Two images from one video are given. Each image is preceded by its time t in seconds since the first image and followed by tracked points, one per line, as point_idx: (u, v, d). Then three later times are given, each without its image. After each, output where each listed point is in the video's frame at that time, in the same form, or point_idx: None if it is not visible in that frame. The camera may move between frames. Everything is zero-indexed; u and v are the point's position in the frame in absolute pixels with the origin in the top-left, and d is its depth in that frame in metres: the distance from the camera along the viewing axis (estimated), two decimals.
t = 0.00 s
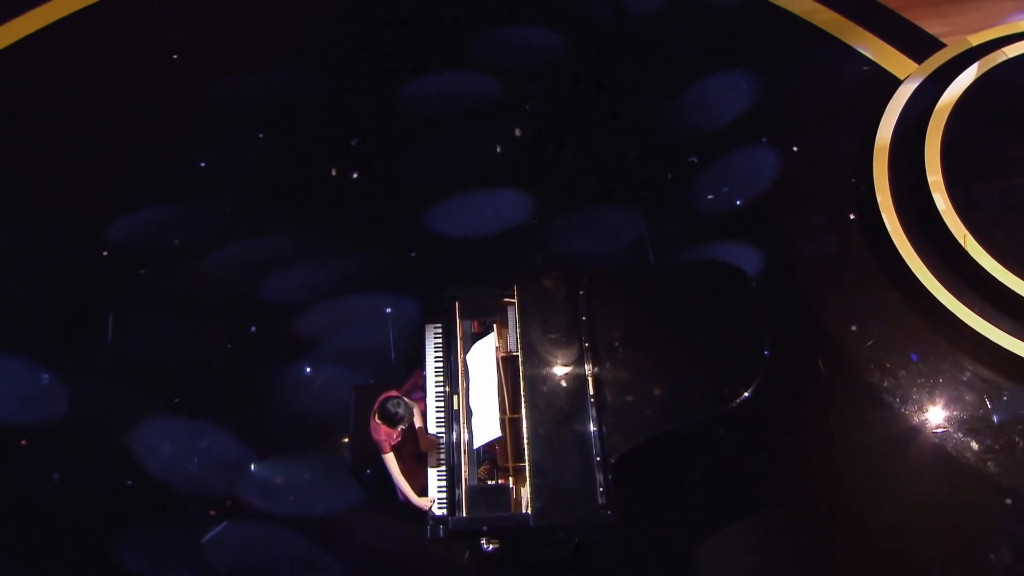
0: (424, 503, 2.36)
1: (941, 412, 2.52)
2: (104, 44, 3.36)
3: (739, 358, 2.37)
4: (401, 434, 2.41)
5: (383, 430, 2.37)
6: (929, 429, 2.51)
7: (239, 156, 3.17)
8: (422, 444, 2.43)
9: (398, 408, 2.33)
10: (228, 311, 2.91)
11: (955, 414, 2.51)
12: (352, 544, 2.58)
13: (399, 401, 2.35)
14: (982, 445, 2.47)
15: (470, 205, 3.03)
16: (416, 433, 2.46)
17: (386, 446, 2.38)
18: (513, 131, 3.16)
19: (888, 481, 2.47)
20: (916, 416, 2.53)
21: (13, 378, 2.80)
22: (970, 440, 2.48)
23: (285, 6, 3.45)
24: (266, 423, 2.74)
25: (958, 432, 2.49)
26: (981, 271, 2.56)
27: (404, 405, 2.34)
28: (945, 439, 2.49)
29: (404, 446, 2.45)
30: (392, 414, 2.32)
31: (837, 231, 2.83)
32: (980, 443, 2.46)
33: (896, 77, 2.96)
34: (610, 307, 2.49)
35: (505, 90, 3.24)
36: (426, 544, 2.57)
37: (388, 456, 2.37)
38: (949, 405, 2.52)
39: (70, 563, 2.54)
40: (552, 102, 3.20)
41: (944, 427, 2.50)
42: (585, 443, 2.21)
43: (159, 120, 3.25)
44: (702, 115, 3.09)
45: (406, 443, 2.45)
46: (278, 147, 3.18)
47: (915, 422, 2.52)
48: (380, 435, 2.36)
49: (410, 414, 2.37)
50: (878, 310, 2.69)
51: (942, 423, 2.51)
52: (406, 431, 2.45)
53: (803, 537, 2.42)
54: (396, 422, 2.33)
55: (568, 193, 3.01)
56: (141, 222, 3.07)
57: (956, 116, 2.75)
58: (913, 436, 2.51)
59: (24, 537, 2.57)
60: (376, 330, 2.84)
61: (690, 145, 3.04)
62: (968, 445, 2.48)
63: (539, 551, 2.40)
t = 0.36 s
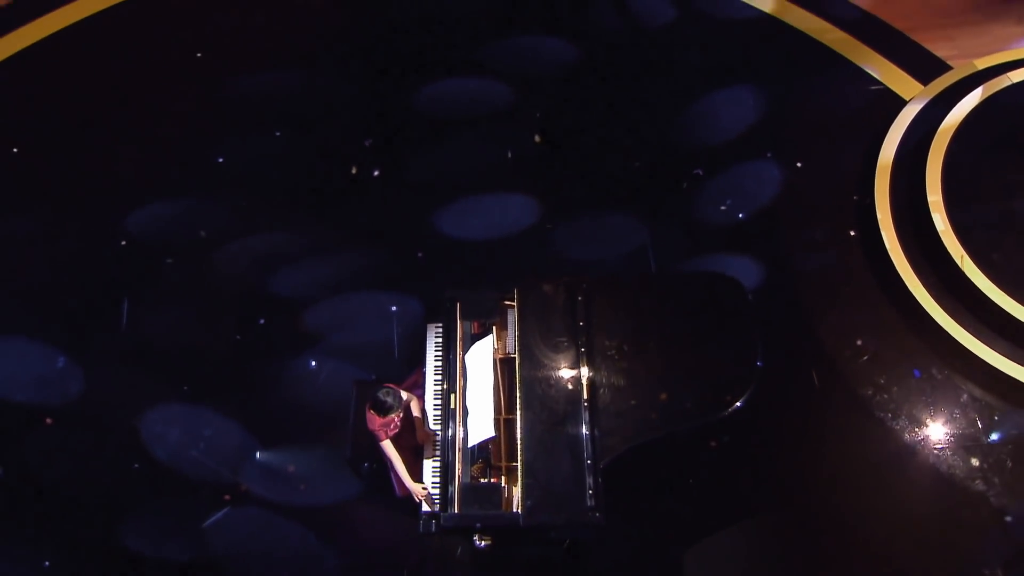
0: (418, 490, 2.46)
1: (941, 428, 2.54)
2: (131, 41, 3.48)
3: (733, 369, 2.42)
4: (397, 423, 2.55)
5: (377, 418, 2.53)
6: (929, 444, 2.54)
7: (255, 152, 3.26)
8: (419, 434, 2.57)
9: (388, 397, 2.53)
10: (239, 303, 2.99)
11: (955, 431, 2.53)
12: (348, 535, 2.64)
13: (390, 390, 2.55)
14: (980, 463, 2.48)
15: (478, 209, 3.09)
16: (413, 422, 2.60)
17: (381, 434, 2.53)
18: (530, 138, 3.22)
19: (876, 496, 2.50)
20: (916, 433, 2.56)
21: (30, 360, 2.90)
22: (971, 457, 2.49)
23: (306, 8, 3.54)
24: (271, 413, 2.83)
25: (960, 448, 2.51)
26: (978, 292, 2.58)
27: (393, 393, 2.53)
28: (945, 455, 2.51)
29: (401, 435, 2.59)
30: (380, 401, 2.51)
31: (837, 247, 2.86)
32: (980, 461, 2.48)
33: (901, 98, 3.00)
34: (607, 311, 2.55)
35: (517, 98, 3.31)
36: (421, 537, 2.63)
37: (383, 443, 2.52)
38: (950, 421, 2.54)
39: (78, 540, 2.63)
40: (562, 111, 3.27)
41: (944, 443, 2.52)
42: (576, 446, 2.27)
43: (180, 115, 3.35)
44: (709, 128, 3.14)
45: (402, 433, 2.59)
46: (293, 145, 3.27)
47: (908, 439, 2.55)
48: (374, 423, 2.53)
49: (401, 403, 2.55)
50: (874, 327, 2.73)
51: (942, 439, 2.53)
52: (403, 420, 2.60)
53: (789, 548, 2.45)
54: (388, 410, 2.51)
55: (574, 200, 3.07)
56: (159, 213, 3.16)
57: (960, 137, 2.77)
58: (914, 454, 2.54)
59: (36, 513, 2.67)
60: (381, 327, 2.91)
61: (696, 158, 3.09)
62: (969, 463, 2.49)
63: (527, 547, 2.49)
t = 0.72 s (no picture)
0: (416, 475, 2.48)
1: (940, 446, 2.57)
2: (156, 40, 3.59)
3: (724, 381, 2.47)
4: (394, 415, 2.59)
5: (373, 412, 2.57)
6: (927, 462, 2.56)
7: (271, 153, 3.36)
8: (416, 426, 2.58)
9: (382, 392, 2.56)
10: (249, 298, 3.09)
11: (956, 449, 2.56)
12: (344, 527, 2.72)
13: (382, 384, 2.59)
14: (979, 482, 2.51)
15: (484, 215, 3.16)
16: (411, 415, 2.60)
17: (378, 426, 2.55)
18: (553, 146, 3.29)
19: (863, 513, 2.53)
20: (917, 450, 2.58)
21: (46, 345, 3.01)
22: (971, 476, 2.52)
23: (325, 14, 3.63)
24: (274, 406, 2.90)
25: (961, 466, 2.54)
26: (970, 315, 2.61)
27: (386, 388, 2.56)
28: (945, 473, 2.54)
29: (399, 427, 2.59)
30: (373, 395, 2.55)
31: (834, 266, 2.91)
32: (979, 480, 2.51)
33: (904, 121, 3.04)
34: (604, 318, 2.61)
35: (526, 107, 3.39)
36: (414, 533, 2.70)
37: (377, 434, 2.54)
38: (949, 440, 2.57)
39: (85, 522, 2.73)
40: (570, 123, 3.34)
41: (944, 462, 2.55)
42: (568, 449, 2.34)
43: (200, 113, 3.45)
44: (714, 144, 3.19)
45: (400, 425, 2.60)
46: (308, 146, 3.37)
47: (898, 456, 2.59)
48: (370, 417, 2.56)
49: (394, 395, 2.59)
50: (868, 345, 2.77)
51: (941, 457, 2.56)
52: (398, 412, 2.61)
53: (774, 560, 2.49)
54: (382, 404, 2.55)
55: (578, 210, 3.13)
56: (175, 208, 3.27)
57: (959, 162, 2.81)
58: (919, 473, 2.55)
59: (47, 493, 2.77)
60: (385, 326, 3.00)
61: (699, 172, 3.15)
62: (968, 482, 2.52)
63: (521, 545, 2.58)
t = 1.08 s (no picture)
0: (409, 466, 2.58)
1: (938, 464, 2.60)
2: (180, 43, 3.72)
3: (716, 392, 2.52)
4: (388, 408, 2.69)
5: (368, 409, 2.66)
6: (925, 479, 2.59)
7: (285, 155, 3.45)
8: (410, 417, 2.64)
9: (375, 388, 2.62)
10: (258, 295, 3.17)
11: (952, 467, 2.58)
12: (339, 520, 2.78)
13: (373, 381, 2.64)
14: (972, 499, 2.54)
15: (489, 222, 3.24)
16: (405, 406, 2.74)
17: (375, 421, 2.67)
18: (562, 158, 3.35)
19: (850, 528, 2.56)
20: (914, 468, 2.61)
21: (60, 334, 3.11)
22: (965, 494, 2.55)
23: (343, 23, 3.75)
24: (277, 401, 2.98)
25: (956, 485, 2.56)
26: (962, 336, 2.65)
27: (376, 384, 2.61)
28: (943, 490, 2.56)
29: (394, 421, 2.71)
30: (367, 393, 2.61)
31: (831, 283, 2.95)
32: (971, 498, 2.54)
33: (904, 143, 3.07)
34: (600, 327, 2.68)
35: (535, 119, 3.46)
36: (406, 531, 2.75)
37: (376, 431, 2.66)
38: (947, 457, 2.60)
39: (90, 506, 2.81)
40: (576, 135, 3.40)
41: (941, 480, 2.58)
42: (559, 454, 2.39)
43: (218, 115, 3.56)
44: (716, 161, 3.25)
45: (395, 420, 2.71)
46: (320, 150, 3.46)
47: (886, 472, 2.62)
48: (366, 413, 2.66)
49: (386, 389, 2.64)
50: (860, 363, 2.81)
51: (938, 475, 2.58)
52: (393, 404, 2.73)
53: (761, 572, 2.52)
54: (377, 400, 2.62)
55: (582, 220, 3.20)
56: (190, 205, 3.37)
57: (957, 185, 2.85)
58: (912, 489, 2.59)
59: (56, 477, 2.86)
60: (388, 327, 3.06)
61: (701, 187, 3.21)
62: (961, 499, 2.54)
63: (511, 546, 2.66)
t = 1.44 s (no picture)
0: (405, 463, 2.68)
1: (935, 481, 2.62)
2: (201, 48, 3.84)
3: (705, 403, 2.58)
4: (384, 402, 2.82)
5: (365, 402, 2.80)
6: (922, 497, 2.61)
7: (298, 158, 3.55)
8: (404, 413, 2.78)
9: (371, 381, 2.76)
10: (266, 293, 3.26)
11: (949, 484, 2.61)
12: (337, 515, 2.86)
13: (371, 375, 2.79)
14: (957, 519, 2.56)
15: (492, 229, 3.31)
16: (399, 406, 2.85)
17: (372, 415, 2.79)
18: (575, 168, 3.42)
19: (836, 542, 2.60)
20: (911, 484, 2.64)
21: (75, 324, 3.21)
22: (952, 514, 2.57)
23: (359, 32, 3.84)
24: (281, 397, 3.06)
25: (948, 503, 2.59)
26: (954, 356, 2.69)
27: (374, 376, 2.76)
28: (938, 507, 2.58)
29: (389, 414, 2.83)
30: (364, 385, 2.75)
31: (826, 300, 3.00)
32: (958, 517, 2.56)
33: (904, 164, 3.11)
34: (594, 335, 2.73)
35: (541, 130, 3.54)
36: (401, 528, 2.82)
37: (373, 424, 2.77)
38: (944, 475, 2.63)
39: (96, 493, 2.90)
40: (581, 147, 3.47)
41: (937, 497, 2.60)
42: (550, 458, 2.47)
43: (234, 118, 3.67)
44: (718, 176, 3.31)
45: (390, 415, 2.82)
46: (331, 154, 3.55)
47: (873, 487, 2.66)
48: (363, 407, 2.80)
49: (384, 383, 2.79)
50: (853, 379, 2.85)
51: (935, 492, 2.61)
52: (387, 398, 2.86)
53: None
54: (374, 392, 2.76)
55: (584, 230, 3.27)
56: (204, 204, 3.47)
57: (954, 208, 2.90)
58: (899, 505, 2.62)
59: (66, 463, 2.96)
60: (391, 329, 3.14)
61: (702, 202, 3.27)
62: (948, 518, 2.56)
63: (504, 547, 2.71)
